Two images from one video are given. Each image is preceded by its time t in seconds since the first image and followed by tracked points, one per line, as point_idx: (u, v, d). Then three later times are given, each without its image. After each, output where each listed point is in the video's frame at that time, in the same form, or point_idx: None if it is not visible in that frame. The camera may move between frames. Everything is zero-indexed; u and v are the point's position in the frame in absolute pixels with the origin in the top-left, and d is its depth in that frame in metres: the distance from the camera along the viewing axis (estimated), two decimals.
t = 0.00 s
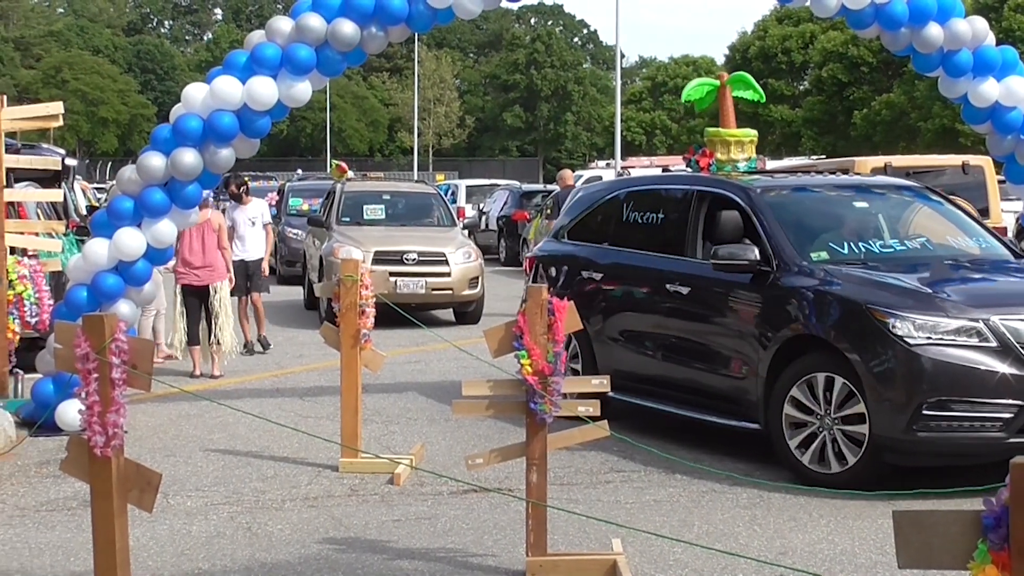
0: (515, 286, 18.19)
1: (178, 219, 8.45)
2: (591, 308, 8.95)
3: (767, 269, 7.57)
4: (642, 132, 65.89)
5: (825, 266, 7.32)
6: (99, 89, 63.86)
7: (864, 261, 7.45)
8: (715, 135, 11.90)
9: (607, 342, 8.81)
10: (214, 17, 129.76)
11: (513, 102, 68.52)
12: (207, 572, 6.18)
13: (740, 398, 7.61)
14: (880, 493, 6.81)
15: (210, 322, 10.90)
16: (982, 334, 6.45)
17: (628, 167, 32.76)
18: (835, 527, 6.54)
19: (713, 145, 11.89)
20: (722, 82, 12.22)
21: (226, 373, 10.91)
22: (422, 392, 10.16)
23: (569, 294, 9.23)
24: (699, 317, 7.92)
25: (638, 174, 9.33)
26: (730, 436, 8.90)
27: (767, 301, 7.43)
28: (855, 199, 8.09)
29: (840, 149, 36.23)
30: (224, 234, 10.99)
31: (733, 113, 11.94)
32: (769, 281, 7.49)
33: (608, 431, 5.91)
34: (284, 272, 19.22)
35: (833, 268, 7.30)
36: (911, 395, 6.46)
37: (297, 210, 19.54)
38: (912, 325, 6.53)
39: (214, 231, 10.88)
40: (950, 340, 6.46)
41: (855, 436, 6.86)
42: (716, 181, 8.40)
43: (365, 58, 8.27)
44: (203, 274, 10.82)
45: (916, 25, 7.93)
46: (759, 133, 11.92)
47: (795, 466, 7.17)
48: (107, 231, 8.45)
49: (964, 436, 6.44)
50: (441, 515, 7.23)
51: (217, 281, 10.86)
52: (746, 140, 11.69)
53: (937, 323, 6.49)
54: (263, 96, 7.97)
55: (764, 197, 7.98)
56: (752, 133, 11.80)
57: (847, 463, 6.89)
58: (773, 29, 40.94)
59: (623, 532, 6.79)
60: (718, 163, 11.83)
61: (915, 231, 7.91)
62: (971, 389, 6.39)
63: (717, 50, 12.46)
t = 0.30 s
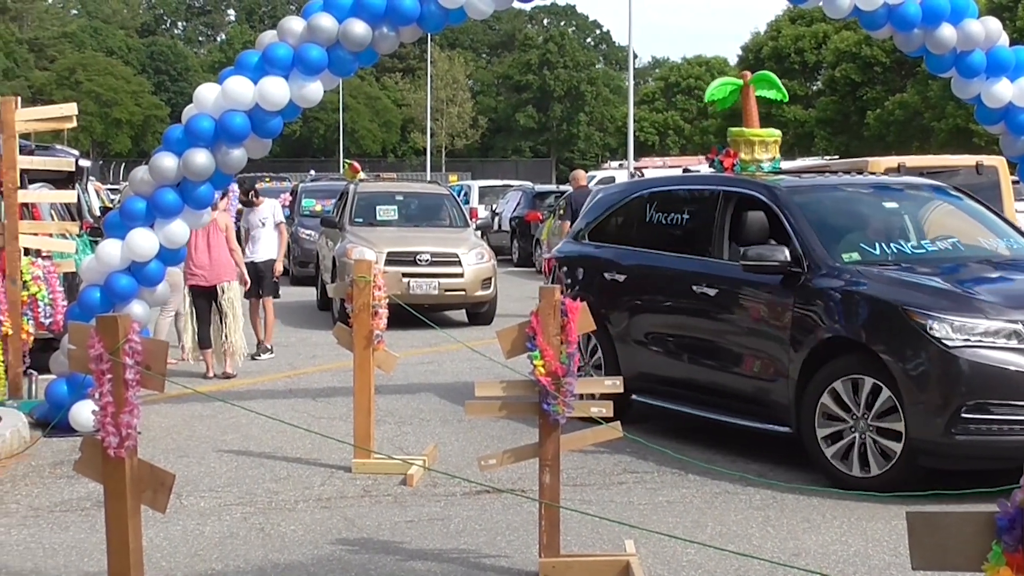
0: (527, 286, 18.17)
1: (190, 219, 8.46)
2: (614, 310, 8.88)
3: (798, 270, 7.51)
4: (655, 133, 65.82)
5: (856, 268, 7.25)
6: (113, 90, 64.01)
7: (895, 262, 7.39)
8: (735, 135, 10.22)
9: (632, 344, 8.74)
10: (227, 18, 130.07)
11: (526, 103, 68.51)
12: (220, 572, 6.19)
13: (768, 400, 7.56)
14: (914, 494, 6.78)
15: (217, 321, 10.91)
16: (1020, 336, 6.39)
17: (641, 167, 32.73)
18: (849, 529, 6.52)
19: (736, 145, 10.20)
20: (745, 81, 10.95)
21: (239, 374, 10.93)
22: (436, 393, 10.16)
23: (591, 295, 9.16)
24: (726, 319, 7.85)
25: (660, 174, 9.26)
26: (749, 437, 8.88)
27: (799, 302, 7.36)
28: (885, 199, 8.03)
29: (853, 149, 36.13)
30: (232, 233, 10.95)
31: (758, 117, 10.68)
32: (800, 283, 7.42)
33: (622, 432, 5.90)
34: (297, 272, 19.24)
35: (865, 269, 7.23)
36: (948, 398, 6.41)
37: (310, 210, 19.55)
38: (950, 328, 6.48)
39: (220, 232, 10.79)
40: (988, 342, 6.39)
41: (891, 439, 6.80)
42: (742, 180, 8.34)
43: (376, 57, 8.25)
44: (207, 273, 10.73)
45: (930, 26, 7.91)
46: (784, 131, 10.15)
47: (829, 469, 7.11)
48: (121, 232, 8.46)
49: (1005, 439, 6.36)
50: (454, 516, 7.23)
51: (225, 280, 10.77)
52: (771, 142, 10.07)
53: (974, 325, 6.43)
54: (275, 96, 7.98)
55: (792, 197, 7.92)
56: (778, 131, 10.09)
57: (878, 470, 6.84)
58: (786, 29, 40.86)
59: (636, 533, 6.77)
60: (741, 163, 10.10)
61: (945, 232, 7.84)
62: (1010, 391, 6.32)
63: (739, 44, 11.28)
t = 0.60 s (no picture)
0: (541, 287, 18.15)
1: (203, 220, 8.48)
2: (641, 312, 8.80)
3: (833, 271, 7.45)
4: (669, 133, 65.73)
5: (894, 269, 7.19)
6: (128, 91, 64.15)
7: (932, 263, 7.33)
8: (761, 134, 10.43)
9: (659, 346, 8.67)
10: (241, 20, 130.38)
11: (540, 103, 68.50)
12: (234, 572, 6.20)
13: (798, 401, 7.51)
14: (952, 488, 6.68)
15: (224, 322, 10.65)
16: None
17: (654, 168, 32.67)
18: (864, 530, 6.49)
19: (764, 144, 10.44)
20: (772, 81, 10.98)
21: (254, 374, 10.93)
22: (449, 393, 10.15)
23: (616, 298, 9.08)
24: (758, 321, 7.79)
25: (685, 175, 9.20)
26: (768, 438, 8.85)
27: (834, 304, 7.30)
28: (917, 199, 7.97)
29: (867, 150, 36.02)
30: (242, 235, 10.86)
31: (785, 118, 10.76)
32: (835, 284, 7.36)
33: (636, 432, 5.90)
34: (311, 273, 19.26)
35: (902, 270, 7.17)
36: (992, 400, 6.34)
37: (324, 211, 19.57)
38: (993, 329, 6.41)
39: (233, 233, 10.77)
40: None
41: (929, 442, 6.73)
42: (772, 180, 8.28)
43: (389, 58, 8.28)
44: (214, 273, 10.64)
45: (944, 27, 7.87)
46: (809, 131, 10.38)
47: (863, 472, 7.03)
48: (133, 233, 8.48)
49: None
50: (468, 516, 7.22)
51: (231, 280, 10.59)
52: (799, 139, 10.34)
53: (1016, 326, 6.37)
54: (288, 97, 8.00)
55: (825, 197, 7.86)
56: (805, 131, 10.35)
57: (913, 476, 6.79)
58: (799, 29, 40.75)
59: (649, 534, 6.76)
60: (768, 161, 10.30)
61: (980, 232, 7.78)
62: None
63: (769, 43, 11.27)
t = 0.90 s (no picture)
0: (556, 288, 18.13)
1: (218, 221, 8.51)
2: (668, 315, 8.66)
3: (872, 272, 7.32)
4: (684, 134, 65.63)
5: (937, 270, 7.08)
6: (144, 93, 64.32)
7: (975, 265, 7.21)
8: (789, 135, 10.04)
9: (688, 351, 8.52)
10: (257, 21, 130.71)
11: (555, 105, 68.49)
12: (248, 572, 6.21)
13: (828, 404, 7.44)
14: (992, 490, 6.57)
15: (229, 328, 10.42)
16: None
17: (670, 168, 32.62)
18: (882, 533, 6.47)
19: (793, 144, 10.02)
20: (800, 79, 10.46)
21: (269, 375, 10.94)
22: (465, 394, 10.14)
23: (642, 300, 8.93)
24: (792, 324, 7.65)
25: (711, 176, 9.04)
26: (788, 439, 8.81)
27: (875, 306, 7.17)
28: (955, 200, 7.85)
29: (884, 150, 35.90)
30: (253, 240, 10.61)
31: (814, 117, 10.37)
32: (876, 286, 7.23)
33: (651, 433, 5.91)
34: (326, 275, 19.28)
35: (946, 271, 7.05)
36: None
37: (339, 213, 19.59)
38: None
39: (244, 238, 10.52)
40: None
41: (976, 447, 6.66)
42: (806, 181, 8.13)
43: (405, 61, 8.31)
44: (222, 278, 10.38)
45: (963, 29, 7.83)
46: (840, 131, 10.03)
47: (906, 477, 6.95)
48: (150, 234, 8.48)
49: None
50: (483, 517, 7.22)
51: (238, 285, 10.31)
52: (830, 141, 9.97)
53: None
54: (303, 99, 8.01)
55: (862, 197, 7.73)
56: (836, 132, 9.97)
57: (959, 481, 6.71)
58: (815, 31, 40.62)
59: (664, 535, 6.74)
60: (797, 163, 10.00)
61: (1019, 235, 7.67)
62: None
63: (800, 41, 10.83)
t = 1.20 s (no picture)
0: (576, 290, 18.11)
1: (239, 224, 8.53)
2: (704, 318, 8.51)
3: (919, 276, 7.15)
4: (704, 136, 65.45)
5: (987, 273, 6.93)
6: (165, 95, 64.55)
7: None
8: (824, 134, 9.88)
9: (725, 355, 8.34)
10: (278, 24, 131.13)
11: (575, 106, 68.44)
12: (267, 574, 6.22)
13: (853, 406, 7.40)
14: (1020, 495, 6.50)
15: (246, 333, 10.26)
16: None
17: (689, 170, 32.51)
18: (903, 537, 6.46)
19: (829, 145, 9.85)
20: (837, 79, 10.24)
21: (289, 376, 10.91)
22: (485, 396, 10.13)
23: (676, 305, 8.79)
24: (828, 327, 7.53)
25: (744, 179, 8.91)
26: (810, 442, 8.77)
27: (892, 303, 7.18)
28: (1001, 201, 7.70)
29: (905, 152, 35.71)
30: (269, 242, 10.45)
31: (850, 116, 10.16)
32: (924, 290, 7.06)
33: (670, 436, 5.90)
34: (346, 276, 19.30)
35: (996, 274, 6.91)
36: None
37: (359, 214, 19.63)
38: None
39: (260, 239, 10.37)
40: None
41: None
42: (845, 183, 7.98)
43: (426, 65, 8.34)
44: (240, 281, 10.27)
45: (988, 32, 7.78)
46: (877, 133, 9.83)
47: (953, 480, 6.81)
48: (170, 237, 8.48)
49: None
50: (502, 519, 7.21)
51: (257, 290, 10.21)
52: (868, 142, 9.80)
53: None
54: (324, 103, 8.03)
55: (907, 198, 7.58)
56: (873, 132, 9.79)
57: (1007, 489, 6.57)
58: (836, 32, 40.42)
59: (684, 538, 6.73)
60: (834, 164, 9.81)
61: None
62: None
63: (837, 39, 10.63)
